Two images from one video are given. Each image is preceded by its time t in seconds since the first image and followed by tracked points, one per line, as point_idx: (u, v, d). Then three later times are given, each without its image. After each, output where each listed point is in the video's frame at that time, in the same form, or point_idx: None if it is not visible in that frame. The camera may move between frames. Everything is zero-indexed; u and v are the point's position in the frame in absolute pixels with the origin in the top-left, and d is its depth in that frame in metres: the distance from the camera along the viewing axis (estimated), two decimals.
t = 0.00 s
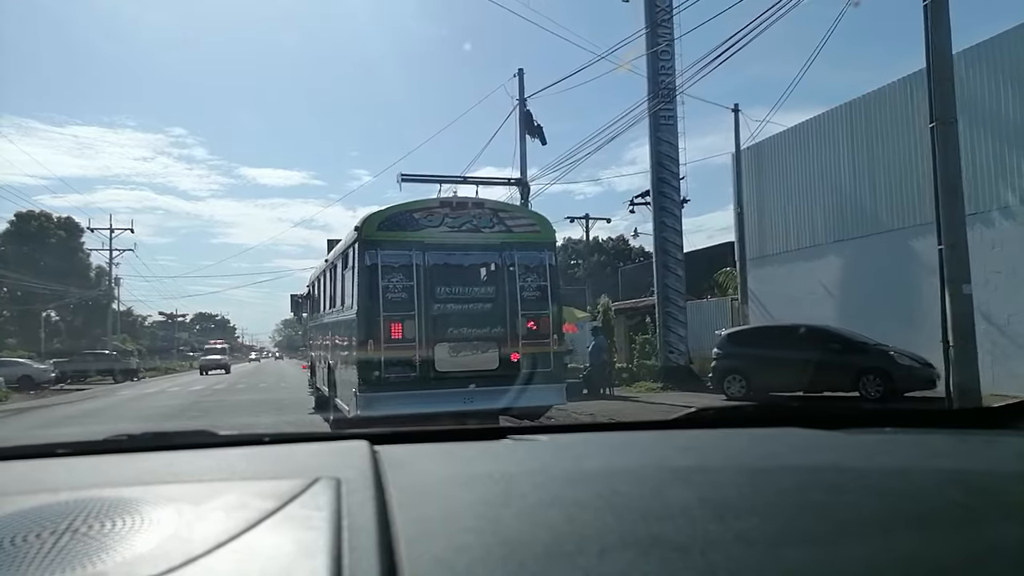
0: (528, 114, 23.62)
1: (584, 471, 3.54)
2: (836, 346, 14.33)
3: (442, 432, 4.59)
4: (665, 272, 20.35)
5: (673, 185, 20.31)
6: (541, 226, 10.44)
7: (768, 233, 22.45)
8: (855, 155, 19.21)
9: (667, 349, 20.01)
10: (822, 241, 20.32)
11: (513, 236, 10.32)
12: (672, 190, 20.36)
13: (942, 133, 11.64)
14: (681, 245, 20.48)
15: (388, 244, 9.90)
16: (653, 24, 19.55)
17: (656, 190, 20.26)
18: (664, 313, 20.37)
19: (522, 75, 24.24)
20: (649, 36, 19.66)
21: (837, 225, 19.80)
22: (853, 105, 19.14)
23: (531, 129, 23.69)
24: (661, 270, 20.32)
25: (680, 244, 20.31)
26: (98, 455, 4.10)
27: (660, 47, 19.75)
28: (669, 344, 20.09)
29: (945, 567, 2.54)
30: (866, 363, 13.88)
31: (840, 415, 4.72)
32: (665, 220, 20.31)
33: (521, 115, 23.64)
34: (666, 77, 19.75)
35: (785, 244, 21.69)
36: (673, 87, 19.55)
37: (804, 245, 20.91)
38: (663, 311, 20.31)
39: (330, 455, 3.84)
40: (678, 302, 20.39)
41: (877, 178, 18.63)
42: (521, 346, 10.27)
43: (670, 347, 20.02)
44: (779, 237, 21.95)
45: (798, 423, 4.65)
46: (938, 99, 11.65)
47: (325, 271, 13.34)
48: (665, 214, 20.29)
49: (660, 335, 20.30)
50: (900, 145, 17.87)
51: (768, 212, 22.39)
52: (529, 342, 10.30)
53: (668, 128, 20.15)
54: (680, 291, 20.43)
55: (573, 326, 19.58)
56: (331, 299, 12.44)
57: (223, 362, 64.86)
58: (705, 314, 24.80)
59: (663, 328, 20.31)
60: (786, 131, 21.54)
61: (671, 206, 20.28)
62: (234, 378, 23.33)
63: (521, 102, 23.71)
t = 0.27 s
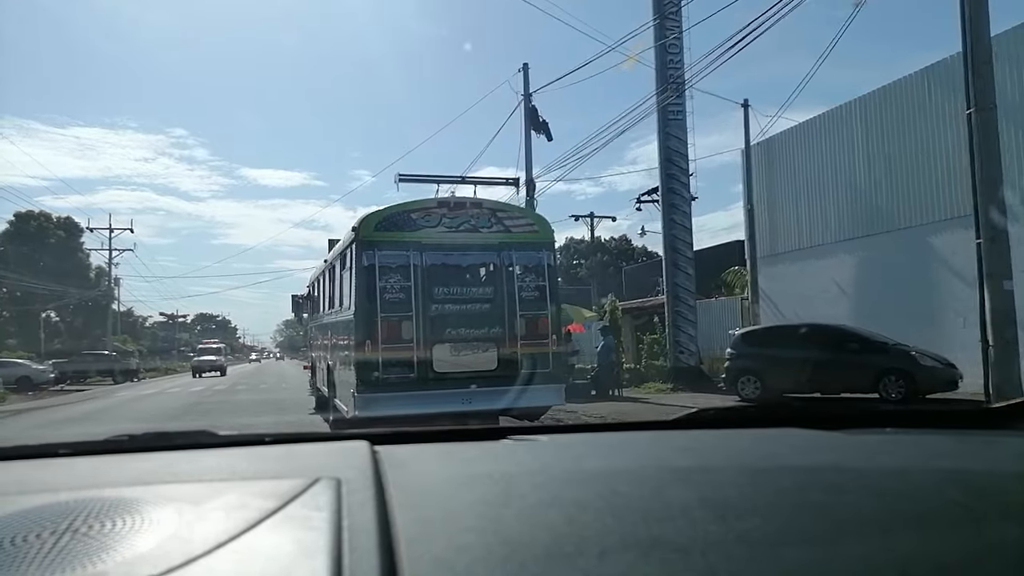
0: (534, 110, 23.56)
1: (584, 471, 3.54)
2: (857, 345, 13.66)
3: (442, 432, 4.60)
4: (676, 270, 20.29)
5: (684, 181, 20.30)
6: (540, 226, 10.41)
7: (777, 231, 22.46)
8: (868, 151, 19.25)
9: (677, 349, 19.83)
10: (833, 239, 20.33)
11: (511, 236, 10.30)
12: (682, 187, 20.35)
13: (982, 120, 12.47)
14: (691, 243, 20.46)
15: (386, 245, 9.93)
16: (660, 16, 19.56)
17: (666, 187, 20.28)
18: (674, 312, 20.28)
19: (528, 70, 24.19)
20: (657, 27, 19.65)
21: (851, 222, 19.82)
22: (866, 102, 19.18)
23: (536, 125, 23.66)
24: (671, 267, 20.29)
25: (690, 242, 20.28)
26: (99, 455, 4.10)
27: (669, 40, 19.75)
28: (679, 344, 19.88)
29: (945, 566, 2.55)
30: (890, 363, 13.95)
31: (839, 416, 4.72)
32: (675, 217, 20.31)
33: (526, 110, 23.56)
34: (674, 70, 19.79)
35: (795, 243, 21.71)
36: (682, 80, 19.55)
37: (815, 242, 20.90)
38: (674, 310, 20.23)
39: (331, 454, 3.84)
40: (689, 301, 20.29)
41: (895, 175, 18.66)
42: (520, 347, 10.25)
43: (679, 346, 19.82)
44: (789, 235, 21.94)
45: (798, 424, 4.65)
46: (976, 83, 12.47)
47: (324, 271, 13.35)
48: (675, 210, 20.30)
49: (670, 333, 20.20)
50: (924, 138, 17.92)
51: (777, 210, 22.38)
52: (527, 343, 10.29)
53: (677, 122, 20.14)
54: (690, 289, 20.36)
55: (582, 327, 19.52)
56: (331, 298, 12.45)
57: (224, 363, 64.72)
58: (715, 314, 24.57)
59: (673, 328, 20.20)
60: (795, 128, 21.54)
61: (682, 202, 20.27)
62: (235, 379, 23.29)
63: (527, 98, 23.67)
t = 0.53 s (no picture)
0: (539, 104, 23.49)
1: (584, 471, 3.54)
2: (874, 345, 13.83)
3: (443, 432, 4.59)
4: (686, 267, 19.57)
5: (695, 176, 19.49)
6: (540, 224, 10.43)
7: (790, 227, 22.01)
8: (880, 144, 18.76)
9: (687, 348, 19.30)
10: (848, 235, 19.87)
11: (511, 234, 10.31)
12: (693, 182, 19.56)
13: None
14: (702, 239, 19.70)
15: (385, 243, 9.93)
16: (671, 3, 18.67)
17: (676, 182, 19.47)
18: (684, 312, 19.59)
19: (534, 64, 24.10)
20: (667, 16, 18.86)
21: (864, 218, 19.36)
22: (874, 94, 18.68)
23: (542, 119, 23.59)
24: (681, 265, 19.55)
25: (701, 239, 19.50)
26: (99, 455, 4.11)
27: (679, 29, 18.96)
28: (689, 343, 19.35)
29: (945, 566, 2.54)
30: (908, 364, 13.46)
31: (840, 415, 4.72)
32: (685, 213, 19.54)
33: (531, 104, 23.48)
34: (684, 61, 18.96)
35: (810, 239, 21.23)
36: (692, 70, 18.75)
37: (830, 239, 20.45)
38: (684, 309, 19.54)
39: (331, 455, 3.84)
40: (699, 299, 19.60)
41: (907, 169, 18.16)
42: (520, 346, 10.26)
43: (689, 346, 19.26)
44: (802, 232, 21.49)
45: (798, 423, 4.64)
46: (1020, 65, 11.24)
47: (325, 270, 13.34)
48: (684, 206, 19.52)
49: (680, 333, 19.52)
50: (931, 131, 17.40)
51: (790, 206, 21.94)
52: (528, 342, 10.30)
53: (687, 115, 19.37)
54: (701, 287, 19.66)
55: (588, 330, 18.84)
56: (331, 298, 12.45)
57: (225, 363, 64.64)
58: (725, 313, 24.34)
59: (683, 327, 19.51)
60: (808, 122, 21.08)
61: (692, 197, 19.49)
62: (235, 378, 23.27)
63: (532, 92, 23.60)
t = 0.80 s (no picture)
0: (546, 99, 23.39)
1: (584, 472, 3.54)
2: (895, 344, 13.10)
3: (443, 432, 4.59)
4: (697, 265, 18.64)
5: (706, 170, 18.52)
6: (543, 221, 10.42)
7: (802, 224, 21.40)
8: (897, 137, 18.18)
9: (699, 349, 18.47)
10: (863, 232, 19.27)
11: (514, 232, 10.30)
12: (705, 177, 18.60)
13: None
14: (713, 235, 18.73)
15: (386, 241, 9.89)
16: None
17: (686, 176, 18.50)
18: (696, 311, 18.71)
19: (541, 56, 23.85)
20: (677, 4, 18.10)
21: (880, 214, 18.75)
22: (889, 84, 18.10)
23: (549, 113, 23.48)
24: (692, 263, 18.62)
25: (713, 235, 18.56)
26: (98, 456, 4.11)
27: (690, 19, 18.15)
28: (700, 343, 18.54)
29: (946, 566, 2.54)
30: (930, 365, 12.62)
31: (840, 416, 4.72)
32: (695, 209, 18.55)
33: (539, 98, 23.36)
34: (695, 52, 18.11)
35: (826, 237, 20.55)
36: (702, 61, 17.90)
37: (845, 236, 19.84)
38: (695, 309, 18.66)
39: (331, 455, 3.85)
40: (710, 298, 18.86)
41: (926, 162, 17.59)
42: (522, 346, 10.26)
43: (701, 347, 18.47)
44: (815, 230, 20.88)
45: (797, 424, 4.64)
46: None
47: (325, 270, 13.32)
48: (695, 202, 18.54)
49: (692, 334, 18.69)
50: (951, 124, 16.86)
51: (802, 202, 21.32)
52: (530, 342, 10.29)
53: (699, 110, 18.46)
54: (713, 285, 18.80)
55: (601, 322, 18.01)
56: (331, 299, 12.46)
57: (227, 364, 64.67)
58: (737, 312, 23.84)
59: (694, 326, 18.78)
60: (819, 116, 20.44)
61: (704, 192, 18.53)
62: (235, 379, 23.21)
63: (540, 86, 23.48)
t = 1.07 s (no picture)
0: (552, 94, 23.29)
1: (584, 471, 3.54)
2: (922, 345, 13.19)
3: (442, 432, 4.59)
4: (710, 263, 18.26)
5: (719, 166, 18.13)
6: (547, 218, 10.45)
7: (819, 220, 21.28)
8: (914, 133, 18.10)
9: (711, 348, 18.12)
10: (881, 228, 19.19)
11: (518, 229, 10.32)
12: (718, 173, 18.16)
13: None
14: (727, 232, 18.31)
15: (387, 238, 9.90)
16: None
17: (698, 173, 18.09)
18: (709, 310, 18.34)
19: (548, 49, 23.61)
20: None
21: (898, 210, 18.65)
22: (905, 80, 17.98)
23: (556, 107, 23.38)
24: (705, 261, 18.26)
25: (726, 233, 18.15)
26: (98, 455, 4.11)
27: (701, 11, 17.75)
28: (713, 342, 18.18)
29: (945, 566, 2.54)
30: (957, 365, 12.71)
31: (841, 415, 4.70)
32: (709, 206, 18.11)
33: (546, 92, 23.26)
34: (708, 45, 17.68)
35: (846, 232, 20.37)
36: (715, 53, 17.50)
37: (862, 232, 19.72)
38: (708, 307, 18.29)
39: (331, 455, 3.84)
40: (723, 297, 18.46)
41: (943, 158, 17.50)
42: (526, 346, 10.27)
43: (714, 346, 18.10)
44: (832, 225, 20.77)
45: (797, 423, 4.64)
46: None
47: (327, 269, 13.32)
48: (708, 199, 18.13)
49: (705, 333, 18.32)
50: (965, 120, 16.82)
51: (818, 198, 21.17)
52: (534, 342, 10.29)
53: (710, 104, 18.07)
54: (726, 283, 18.43)
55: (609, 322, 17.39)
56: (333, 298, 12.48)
57: (230, 362, 64.68)
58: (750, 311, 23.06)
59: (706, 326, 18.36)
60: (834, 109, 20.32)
61: (716, 189, 18.12)
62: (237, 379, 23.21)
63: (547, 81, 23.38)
